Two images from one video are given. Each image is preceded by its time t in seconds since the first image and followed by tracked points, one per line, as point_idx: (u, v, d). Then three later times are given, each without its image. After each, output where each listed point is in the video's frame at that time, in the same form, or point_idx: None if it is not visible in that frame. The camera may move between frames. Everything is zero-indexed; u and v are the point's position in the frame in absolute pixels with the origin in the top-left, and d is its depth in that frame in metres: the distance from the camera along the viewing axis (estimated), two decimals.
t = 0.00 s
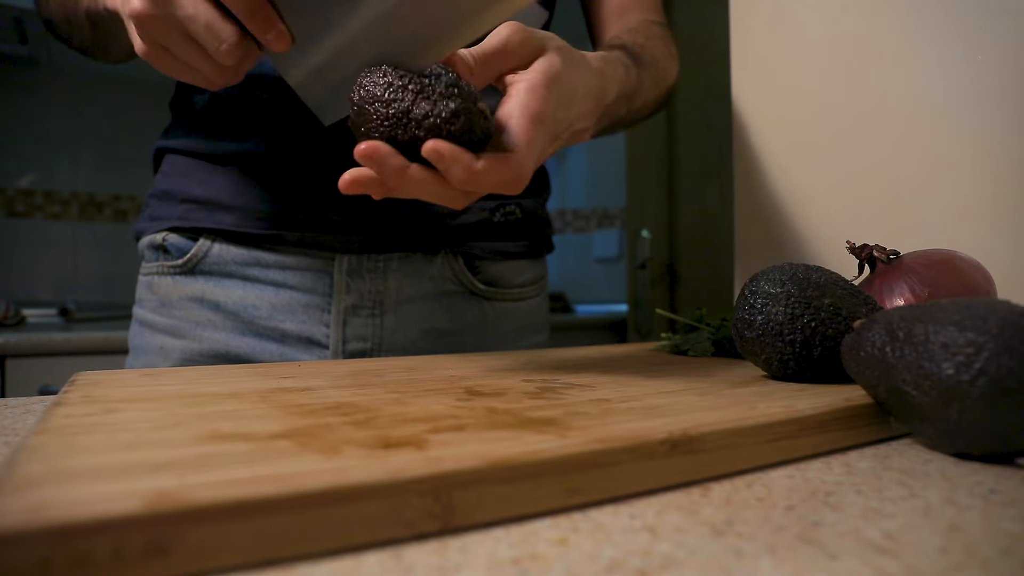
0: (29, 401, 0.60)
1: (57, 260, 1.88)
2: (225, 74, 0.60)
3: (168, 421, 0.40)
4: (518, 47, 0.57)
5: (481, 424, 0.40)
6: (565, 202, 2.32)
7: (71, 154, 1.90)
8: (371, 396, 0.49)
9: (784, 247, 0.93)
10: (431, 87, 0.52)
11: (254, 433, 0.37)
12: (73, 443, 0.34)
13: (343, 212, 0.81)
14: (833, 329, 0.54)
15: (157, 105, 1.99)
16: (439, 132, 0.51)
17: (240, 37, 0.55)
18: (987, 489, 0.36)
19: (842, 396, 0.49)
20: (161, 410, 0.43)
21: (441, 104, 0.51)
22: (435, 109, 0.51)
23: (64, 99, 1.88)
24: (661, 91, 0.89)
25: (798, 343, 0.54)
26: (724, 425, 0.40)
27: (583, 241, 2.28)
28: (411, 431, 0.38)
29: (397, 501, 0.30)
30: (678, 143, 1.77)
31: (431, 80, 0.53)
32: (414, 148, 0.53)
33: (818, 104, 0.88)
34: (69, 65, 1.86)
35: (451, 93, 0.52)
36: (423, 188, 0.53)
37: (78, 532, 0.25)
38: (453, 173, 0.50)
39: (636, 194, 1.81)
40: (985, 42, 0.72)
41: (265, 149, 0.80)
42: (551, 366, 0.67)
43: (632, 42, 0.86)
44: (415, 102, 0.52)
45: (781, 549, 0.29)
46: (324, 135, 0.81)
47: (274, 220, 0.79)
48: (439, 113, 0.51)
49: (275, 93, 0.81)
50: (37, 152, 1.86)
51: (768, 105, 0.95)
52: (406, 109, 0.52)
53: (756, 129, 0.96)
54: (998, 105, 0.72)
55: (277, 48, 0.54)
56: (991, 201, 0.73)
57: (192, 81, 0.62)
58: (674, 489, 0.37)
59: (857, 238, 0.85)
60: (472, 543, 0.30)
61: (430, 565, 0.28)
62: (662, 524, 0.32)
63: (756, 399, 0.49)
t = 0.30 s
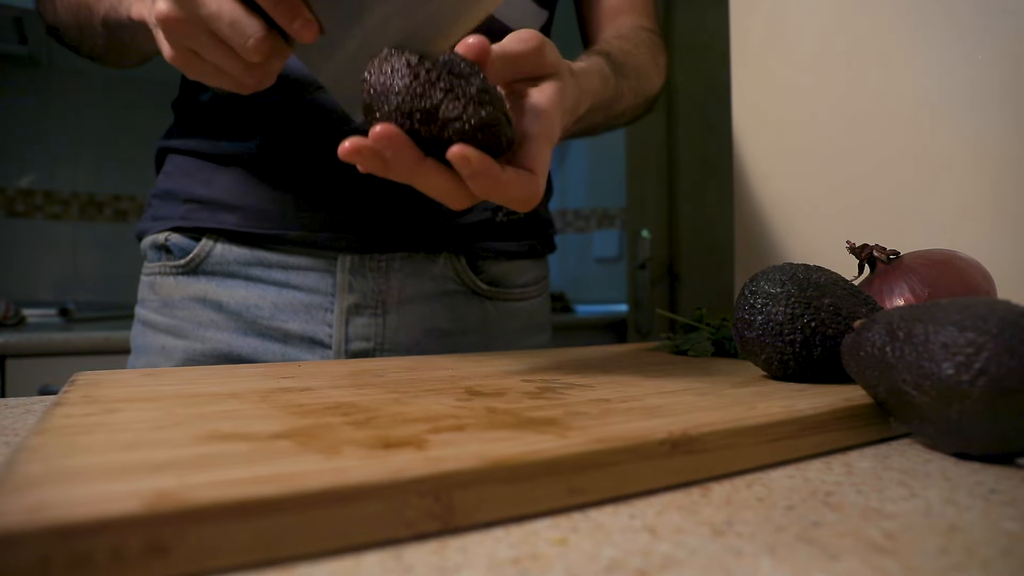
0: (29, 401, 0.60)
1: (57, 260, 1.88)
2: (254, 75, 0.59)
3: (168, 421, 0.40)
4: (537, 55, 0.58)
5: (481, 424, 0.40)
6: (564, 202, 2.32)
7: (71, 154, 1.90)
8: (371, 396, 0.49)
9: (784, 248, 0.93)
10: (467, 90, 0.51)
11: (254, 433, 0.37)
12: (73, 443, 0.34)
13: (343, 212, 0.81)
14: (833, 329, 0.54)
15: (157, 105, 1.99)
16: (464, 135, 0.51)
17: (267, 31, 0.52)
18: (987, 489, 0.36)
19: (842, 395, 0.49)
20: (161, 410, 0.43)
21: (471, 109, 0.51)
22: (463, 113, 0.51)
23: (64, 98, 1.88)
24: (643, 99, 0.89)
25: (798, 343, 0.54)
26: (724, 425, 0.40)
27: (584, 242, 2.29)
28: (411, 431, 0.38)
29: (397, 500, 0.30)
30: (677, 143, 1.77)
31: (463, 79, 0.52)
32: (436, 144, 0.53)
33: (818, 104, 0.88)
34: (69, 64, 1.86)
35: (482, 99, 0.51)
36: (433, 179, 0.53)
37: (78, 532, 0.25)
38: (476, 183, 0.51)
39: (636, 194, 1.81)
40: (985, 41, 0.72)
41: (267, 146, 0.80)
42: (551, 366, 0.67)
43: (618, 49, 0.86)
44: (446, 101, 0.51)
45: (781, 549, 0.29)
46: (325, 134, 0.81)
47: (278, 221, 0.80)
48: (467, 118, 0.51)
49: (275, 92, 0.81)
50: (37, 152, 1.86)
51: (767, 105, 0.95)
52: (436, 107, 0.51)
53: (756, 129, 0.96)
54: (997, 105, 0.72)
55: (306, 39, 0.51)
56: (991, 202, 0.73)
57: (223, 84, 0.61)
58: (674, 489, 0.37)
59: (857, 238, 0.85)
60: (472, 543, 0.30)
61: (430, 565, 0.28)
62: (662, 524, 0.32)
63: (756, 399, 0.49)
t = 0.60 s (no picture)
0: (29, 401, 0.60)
1: (57, 260, 1.88)
2: (231, 70, 0.59)
3: (168, 421, 0.40)
4: (514, 46, 0.58)
5: (482, 424, 0.40)
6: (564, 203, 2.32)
7: (71, 154, 1.90)
8: (371, 397, 0.49)
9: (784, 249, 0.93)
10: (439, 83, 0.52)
11: (255, 433, 0.37)
12: (73, 443, 0.34)
13: (343, 213, 0.81)
14: (833, 329, 0.54)
15: (157, 105, 1.99)
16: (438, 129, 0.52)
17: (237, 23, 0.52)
18: (987, 489, 0.36)
19: (841, 396, 0.49)
20: (161, 410, 0.43)
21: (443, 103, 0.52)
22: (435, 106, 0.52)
23: (63, 98, 1.88)
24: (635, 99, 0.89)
25: (798, 343, 0.54)
26: (724, 425, 0.40)
27: (584, 242, 2.29)
28: (412, 431, 0.38)
29: (397, 500, 0.30)
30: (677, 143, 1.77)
31: (435, 71, 0.52)
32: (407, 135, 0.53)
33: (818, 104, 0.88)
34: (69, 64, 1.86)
35: (454, 91, 0.52)
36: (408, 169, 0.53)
37: (78, 532, 0.25)
38: (452, 175, 0.51)
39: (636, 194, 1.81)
40: (985, 41, 0.72)
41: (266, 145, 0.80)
42: (551, 366, 0.67)
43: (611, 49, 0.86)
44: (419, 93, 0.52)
45: (781, 549, 0.29)
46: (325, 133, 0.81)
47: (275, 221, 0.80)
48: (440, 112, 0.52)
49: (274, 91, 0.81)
50: (37, 151, 1.86)
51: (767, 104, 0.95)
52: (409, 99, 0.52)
53: (756, 129, 0.96)
54: (997, 106, 0.72)
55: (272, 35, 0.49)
56: (990, 202, 0.73)
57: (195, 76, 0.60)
58: (674, 489, 0.37)
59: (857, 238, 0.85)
60: (472, 543, 0.30)
61: (430, 565, 0.28)
62: (662, 524, 0.32)
63: (756, 399, 0.49)
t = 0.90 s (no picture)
0: (29, 401, 0.60)
1: (57, 260, 1.88)
2: (220, 40, 0.61)
3: (169, 421, 0.40)
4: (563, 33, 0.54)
5: (482, 424, 0.40)
6: (564, 203, 2.32)
7: (71, 155, 1.90)
8: (371, 396, 0.49)
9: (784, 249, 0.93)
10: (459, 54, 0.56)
11: (255, 433, 0.37)
12: (73, 443, 0.34)
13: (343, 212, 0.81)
14: (833, 329, 0.54)
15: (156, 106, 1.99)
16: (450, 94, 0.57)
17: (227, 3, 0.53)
18: (986, 489, 0.36)
19: (841, 395, 0.49)
20: (161, 410, 0.43)
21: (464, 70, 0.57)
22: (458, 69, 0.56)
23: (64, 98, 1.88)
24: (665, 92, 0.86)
25: (798, 343, 0.55)
26: (724, 425, 0.40)
27: (584, 242, 2.29)
28: (412, 431, 0.38)
29: (397, 500, 0.30)
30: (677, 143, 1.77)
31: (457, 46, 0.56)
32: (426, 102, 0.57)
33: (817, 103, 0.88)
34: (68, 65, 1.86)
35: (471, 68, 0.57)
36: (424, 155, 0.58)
37: (78, 532, 0.25)
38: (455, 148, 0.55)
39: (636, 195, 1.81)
40: (985, 41, 0.72)
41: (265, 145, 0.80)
42: (551, 366, 0.67)
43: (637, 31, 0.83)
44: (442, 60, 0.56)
45: (781, 549, 0.29)
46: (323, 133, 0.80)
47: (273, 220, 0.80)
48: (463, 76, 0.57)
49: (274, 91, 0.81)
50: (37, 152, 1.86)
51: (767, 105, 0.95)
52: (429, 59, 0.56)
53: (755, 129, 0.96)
54: (997, 104, 0.72)
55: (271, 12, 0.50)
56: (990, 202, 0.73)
57: (183, 52, 0.63)
58: (674, 489, 0.37)
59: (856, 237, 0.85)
60: (472, 543, 0.30)
61: (430, 565, 0.28)
62: (662, 524, 0.32)
63: (756, 399, 0.49)
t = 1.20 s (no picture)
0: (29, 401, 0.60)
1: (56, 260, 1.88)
2: (207, 22, 0.61)
3: (169, 421, 0.40)
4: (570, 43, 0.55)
5: (482, 424, 0.40)
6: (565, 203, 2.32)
7: (72, 155, 1.90)
8: (371, 396, 0.49)
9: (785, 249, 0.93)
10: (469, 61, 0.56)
11: (255, 433, 0.37)
12: (73, 443, 0.34)
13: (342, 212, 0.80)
14: (834, 329, 0.54)
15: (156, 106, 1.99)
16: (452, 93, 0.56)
17: None
18: (986, 489, 0.36)
19: (841, 396, 0.49)
20: (162, 410, 0.43)
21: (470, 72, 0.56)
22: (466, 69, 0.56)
23: (65, 99, 1.88)
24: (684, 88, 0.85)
25: (798, 343, 0.55)
26: (724, 425, 0.40)
27: (584, 242, 2.29)
28: (412, 431, 0.38)
29: (397, 501, 0.30)
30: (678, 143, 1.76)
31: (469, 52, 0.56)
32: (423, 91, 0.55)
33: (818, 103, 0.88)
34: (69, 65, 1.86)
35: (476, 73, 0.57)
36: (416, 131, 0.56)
37: (78, 532, 0.25)
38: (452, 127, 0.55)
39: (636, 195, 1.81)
40: (985, 41, 0.72)
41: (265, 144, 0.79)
42: (551, 366, 0.67)
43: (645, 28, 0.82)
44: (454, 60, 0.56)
45: (781, 549, 0.29)
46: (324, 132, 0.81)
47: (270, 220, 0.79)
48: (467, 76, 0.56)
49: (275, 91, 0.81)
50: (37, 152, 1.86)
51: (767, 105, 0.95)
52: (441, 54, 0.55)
53: (756, 129, 0.96)
54: (998, 101, 0.72)
55: None
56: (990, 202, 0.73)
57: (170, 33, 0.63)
58: (674, 489, 0.37)
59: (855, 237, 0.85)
60: (472, 543, 0.30)
61: (430, 565, 0.28)
62: (662, 524, 0.32)
63: (755, 399, 0.49)
